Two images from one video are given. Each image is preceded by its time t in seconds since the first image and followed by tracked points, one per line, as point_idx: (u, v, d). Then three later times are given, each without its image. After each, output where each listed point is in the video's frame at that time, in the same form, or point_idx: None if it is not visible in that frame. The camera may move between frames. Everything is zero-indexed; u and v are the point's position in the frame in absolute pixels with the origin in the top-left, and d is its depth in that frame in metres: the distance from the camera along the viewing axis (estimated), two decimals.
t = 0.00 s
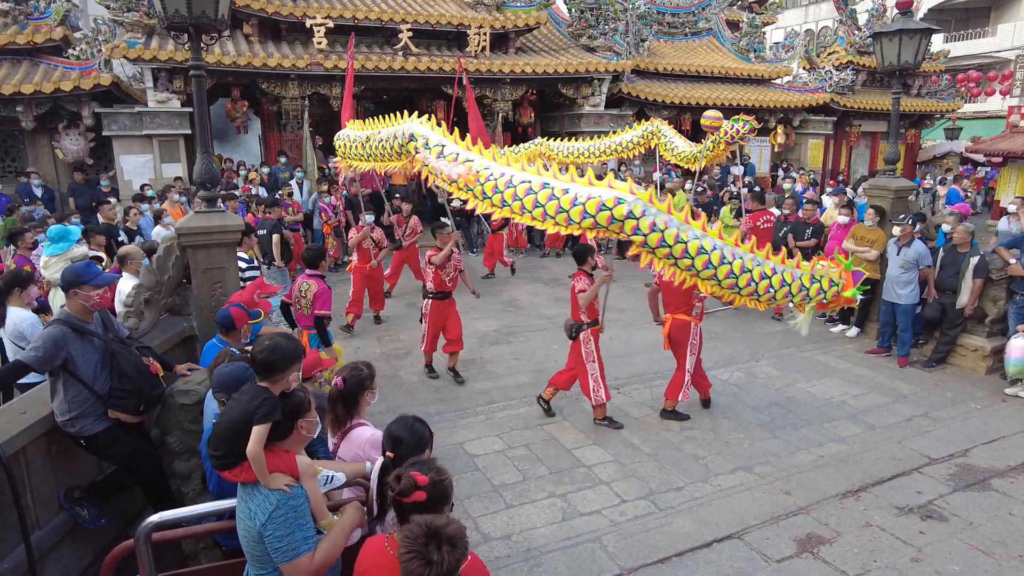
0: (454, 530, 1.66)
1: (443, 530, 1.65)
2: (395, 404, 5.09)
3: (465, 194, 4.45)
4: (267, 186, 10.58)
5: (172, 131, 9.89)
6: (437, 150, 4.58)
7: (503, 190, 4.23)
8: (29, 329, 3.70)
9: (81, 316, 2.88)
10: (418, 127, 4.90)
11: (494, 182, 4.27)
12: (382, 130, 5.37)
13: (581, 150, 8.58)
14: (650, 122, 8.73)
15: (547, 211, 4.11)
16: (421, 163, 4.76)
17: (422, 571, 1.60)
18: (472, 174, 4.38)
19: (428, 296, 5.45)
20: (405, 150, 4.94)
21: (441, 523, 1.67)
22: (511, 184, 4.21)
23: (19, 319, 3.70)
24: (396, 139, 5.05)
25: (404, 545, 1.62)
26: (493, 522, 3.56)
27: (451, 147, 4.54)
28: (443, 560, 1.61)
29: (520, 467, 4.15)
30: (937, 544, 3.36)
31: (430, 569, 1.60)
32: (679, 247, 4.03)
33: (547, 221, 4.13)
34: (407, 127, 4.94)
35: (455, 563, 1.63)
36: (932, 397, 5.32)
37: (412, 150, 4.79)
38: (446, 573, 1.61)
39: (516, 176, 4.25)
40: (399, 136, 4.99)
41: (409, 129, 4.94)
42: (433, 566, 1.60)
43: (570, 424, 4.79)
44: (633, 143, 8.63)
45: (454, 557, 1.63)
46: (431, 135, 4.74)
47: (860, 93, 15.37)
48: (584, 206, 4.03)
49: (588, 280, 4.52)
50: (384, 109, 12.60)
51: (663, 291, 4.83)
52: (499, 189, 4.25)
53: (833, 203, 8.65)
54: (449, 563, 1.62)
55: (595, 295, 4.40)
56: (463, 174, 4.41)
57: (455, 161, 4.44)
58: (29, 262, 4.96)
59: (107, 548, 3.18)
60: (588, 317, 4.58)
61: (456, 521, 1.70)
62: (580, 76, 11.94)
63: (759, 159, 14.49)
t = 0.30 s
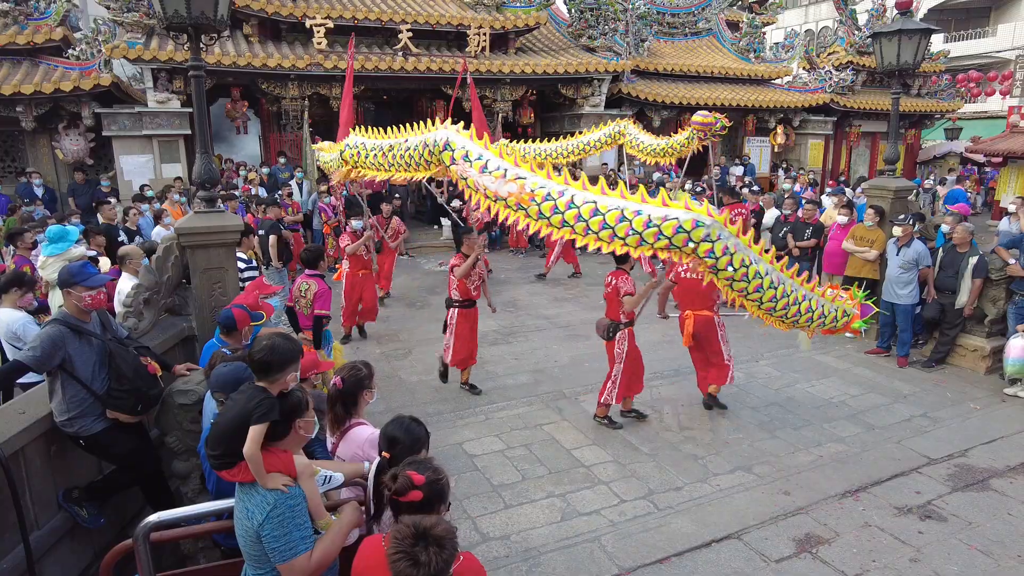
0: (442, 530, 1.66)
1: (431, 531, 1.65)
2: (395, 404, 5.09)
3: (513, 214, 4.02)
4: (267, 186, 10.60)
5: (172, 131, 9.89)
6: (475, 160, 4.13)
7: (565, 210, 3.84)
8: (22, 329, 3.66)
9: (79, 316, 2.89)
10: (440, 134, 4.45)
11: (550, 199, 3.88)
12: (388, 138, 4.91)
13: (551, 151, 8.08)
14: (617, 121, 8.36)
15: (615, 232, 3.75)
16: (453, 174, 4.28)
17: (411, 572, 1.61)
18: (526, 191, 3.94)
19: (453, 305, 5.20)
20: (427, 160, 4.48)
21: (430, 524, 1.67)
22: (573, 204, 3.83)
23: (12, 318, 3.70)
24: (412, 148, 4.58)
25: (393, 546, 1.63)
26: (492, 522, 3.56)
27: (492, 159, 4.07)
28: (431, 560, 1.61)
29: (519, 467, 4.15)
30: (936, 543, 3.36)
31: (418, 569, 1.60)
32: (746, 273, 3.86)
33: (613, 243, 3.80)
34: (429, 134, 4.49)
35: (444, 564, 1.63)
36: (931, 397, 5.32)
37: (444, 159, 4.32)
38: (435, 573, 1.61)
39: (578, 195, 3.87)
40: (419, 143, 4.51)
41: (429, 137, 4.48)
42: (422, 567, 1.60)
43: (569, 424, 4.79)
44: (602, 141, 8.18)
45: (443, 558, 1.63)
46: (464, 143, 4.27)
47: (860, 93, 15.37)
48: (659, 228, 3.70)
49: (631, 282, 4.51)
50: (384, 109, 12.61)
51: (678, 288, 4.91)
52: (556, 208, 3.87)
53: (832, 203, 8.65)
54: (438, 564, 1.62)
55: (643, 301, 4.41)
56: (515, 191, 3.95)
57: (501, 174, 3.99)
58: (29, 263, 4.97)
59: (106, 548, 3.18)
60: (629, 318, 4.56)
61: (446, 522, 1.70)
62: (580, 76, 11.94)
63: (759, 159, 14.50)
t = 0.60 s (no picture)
0: (438, 531, 1.66)
1: (427, 531, 1.65)
2: (395, 404, 5.09)
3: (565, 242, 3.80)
4: (267, 186, 10.61)
5: (172, 131, 9.90)
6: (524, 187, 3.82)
7: (627, 242, 3.69)
8: (22, 326, 3.70)
9: (78, 314, 2.89)
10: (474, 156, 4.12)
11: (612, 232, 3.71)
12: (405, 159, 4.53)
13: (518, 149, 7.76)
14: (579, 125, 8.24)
15: (681, 273, 3.66)
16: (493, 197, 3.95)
17: (406, 572, 1.61)
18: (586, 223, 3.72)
19: (485, 318, 4.79)
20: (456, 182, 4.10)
21: (425, 524, 1.67)
22: (637, 238, 3.68)
23: (13, 316, 3.71)
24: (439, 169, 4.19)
25: (388, 545, 1.63)
26: (492, 522, 3.56)
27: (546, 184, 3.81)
28: (426, 561, 1.61)
29: (519, 467, 4.15)
30: (937, 544, 3.36)
31: (413, 569, 1.60)
32: (793, 318, 3.86)
33: (677, 285, 3.70)
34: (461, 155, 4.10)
35: (439, 564, 1.63)
36: (931, 397, 5.32)
37: (485, 183, 3.96)
38: (430, 573, 1.61)
39: (643, 229, 3.72)
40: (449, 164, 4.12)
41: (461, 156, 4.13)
42: (416, 567, 1.60)
43: (570, 424, 4.79)
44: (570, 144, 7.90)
45: (438, 558, 1.63)
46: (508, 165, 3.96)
47: (860, 93, 15.37)
48: (729, 278, 3.67)
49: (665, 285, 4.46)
50: (384, 109, 12.61)
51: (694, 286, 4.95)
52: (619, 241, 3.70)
53: (832, 204, 8.66)
54: (433, 565, 1.62)
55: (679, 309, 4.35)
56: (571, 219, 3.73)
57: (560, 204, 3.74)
58: (29, 263, 4.97)
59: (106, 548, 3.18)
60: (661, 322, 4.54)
61: (442, 522, 1.70)
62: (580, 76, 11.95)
63: (759, 159, 14.51)
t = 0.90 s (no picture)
0: (437, 530, 1.66)
1: (426, 530, 1.65)
2: (395, 404, 5.09)
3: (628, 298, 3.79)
4: (267, 186, 10.62)
5: (172, 131, 9.90)
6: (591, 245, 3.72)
7: (696, 309, 3.70)
8: (22, 325, 3.70)
9: (76, 314, 2.89)
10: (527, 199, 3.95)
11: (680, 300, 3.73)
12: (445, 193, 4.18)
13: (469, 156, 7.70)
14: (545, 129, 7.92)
15: (744, 344, 3.73)
16: (555, 248, 3.81)
17: (405, 571, 1.61)
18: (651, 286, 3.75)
19: (521, 330, 4.59)
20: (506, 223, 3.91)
21: (425, 523, 1.67)
22: (705, 305, 3.69)
23: (13, 315, 3.70)
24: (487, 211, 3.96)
25: (388, 545, 1.63)
26: (493, 522, 3.56)
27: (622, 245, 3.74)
28: (425, 560, 1.61)
29: (519, 467, 4.15)
30: (937, 544, 3.36)
31: (412, 569, 1.60)
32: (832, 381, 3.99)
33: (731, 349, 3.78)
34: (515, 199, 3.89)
35: (438, 563, 1.63)
36: (932, 397, 5.32)
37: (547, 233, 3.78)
38: (430, 573, 1.61)
39: (711, 296, 3.74)
40: (506, 209, 3.87)
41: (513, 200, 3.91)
42: (416, 566, 1.60)
43: (570, 424, 4.79)
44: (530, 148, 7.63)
45: (437, 557, 1.63)
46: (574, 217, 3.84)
47: (860, 93, 15.36)
48: (785, 347, 3.75)
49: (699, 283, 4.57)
50: (384, 109, 12.61)
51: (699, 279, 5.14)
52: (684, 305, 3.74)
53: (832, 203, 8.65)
54: (432, 564, 1.61)
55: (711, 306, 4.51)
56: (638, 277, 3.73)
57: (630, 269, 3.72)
58: (29, 263, 4.97)
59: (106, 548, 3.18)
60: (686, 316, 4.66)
61: (442, 522, 1.69)
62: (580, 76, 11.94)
63: (759, 159, 14.51)
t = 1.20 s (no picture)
0: (436, 530, 1.66)
1: (425, 530, 1.65)
2: (395, 404, 5.09)
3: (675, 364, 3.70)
4: (268, 186, 10.63)
5: (173, 131, 9.90)
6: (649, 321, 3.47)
7: (740, 371, 3.76)
8: (20, 326, 3.71)
9: (75, 314, 2.90)
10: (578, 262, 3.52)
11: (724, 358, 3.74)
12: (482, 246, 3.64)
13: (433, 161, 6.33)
14: (507, 127, 6.76)
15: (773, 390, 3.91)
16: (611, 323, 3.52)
17: (405, 571, 1.61)
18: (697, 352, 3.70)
19: (566, 341, 4.32)
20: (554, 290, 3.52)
21: (424, 523, 1.67)
22: (751, 369, 3.77)
23: (13, 317, 3.72)
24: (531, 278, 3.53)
25: (387, 545, 1.63)
26: (493, 522, 3.56)
27: (678, 317, 3.54)
28: (424, 560, 1.61)
29: (519, 467, 4.15)
30: (937, 544, 3.37)
31: (411, 568, 1.60)
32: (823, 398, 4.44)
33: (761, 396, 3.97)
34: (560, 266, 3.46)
35: (437, 563, 1.63)
36: (932, 397, 5.32)
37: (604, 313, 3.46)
38: (429, 573, 1.61)
39: (754, 357, 3.80)
40: (561, 283, 3.42)
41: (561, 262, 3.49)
42: (414, 566, 1.60)
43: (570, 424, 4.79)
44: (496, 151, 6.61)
45: (436, 557, 1.63)
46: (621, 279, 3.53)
47: (860, 93, 15.36)
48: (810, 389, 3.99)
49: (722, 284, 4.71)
50: (384, 109, 12.61)
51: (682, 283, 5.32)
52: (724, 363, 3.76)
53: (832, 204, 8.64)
54: (432, 564, 1.62)
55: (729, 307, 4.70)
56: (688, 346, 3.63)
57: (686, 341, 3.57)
58: (29, 263, 4.98)
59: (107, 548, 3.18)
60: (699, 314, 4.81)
61: (441, 521, 1.70)
62: (581, 76, 11.94)
63: (759, 159, 14.51)
